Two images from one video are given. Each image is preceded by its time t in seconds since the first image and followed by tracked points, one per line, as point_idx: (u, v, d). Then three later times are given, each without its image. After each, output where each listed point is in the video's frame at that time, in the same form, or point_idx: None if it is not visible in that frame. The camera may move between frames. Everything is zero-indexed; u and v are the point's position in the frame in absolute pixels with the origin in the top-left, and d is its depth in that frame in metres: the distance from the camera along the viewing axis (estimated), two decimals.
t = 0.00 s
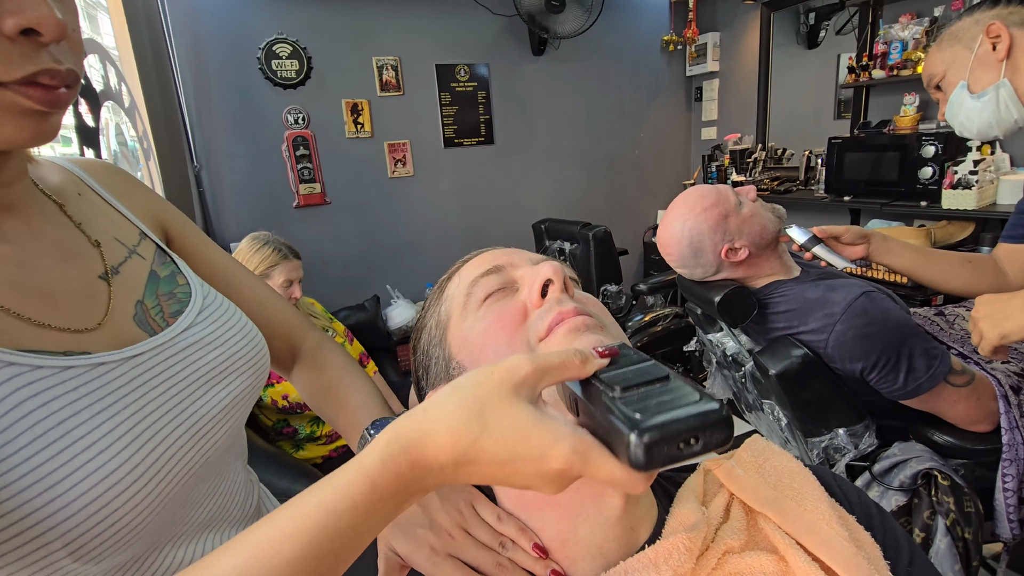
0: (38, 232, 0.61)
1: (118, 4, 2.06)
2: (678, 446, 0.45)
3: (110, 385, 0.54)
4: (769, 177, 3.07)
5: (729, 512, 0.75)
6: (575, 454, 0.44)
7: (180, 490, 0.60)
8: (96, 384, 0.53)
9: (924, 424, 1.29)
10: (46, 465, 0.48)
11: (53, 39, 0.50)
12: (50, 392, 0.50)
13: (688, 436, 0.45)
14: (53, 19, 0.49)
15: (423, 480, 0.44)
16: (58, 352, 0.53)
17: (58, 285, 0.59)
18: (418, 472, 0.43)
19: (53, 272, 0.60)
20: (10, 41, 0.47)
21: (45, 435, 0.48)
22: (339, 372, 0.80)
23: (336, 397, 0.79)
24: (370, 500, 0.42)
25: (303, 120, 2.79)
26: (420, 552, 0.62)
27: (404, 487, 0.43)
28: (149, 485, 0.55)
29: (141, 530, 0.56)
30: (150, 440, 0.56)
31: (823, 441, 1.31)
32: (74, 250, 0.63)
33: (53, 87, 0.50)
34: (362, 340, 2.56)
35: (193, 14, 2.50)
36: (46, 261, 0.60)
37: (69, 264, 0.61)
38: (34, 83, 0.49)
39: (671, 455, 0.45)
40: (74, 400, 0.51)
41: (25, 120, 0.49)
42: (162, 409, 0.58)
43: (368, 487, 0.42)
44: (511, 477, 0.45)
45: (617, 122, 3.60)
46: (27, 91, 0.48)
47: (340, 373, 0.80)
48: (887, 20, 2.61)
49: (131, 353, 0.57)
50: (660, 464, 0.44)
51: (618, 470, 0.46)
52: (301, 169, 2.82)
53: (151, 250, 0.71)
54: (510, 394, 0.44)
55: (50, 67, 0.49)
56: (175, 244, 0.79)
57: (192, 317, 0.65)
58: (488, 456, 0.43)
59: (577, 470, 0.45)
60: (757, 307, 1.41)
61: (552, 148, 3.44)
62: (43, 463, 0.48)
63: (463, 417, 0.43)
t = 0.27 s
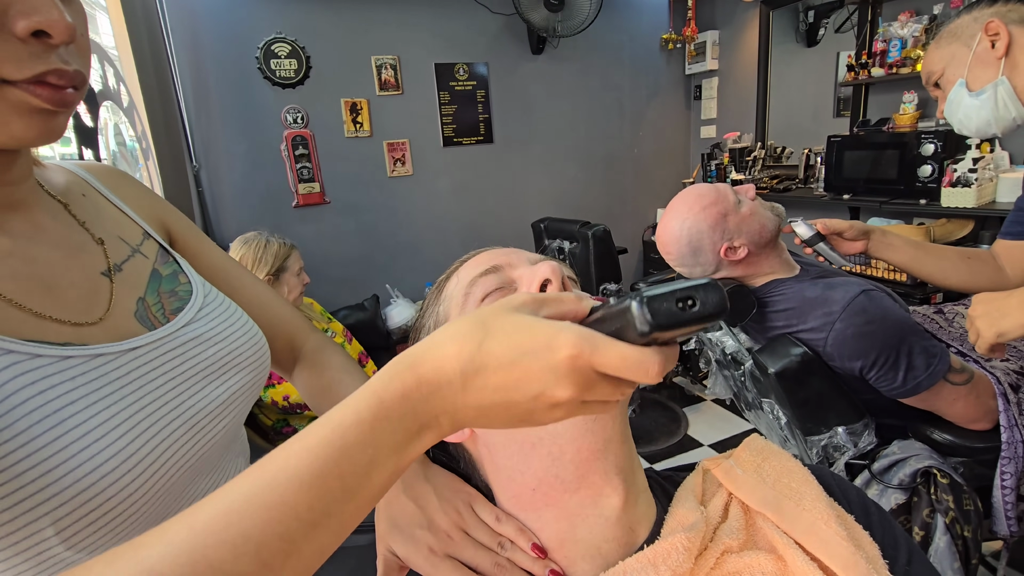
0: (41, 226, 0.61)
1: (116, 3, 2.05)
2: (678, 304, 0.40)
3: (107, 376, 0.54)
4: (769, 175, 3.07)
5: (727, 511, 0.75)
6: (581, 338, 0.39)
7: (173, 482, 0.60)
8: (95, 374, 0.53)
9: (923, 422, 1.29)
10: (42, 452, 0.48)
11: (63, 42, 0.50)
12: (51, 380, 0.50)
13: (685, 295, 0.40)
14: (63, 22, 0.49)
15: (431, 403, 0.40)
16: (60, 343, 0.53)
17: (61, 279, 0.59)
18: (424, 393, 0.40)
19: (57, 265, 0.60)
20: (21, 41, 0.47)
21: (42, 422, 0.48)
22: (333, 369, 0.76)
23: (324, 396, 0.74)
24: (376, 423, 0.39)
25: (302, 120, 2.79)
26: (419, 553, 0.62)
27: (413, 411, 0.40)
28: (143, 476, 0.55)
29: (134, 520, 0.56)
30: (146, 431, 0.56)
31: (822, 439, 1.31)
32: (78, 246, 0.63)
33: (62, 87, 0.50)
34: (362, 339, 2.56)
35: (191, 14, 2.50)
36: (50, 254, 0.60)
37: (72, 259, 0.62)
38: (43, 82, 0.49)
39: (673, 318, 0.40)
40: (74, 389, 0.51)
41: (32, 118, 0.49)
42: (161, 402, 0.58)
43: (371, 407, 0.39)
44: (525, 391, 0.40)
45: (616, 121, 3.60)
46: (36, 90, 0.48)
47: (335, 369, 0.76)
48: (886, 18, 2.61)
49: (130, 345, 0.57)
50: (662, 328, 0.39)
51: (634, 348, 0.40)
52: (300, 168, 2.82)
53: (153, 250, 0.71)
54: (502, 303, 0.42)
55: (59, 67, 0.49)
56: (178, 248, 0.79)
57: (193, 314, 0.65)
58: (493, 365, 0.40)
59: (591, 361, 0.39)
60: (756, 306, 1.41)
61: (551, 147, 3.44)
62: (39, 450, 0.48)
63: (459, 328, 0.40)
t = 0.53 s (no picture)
0: (43, 225, 0.61)
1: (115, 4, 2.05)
2: (598, 260, 0.43)
3: (111, 374, 0.54)
4: (768, 174, 3.07)
5: (725, 511, 0.75)
6: (509, 311, 0.39)
7: (178, 478, 0.60)
8: (99, 373, 0.53)
9: (922, 421, 1.29)
10: (48, 449, 0.48)
11: (60, 43, 0.50)
12: (54, 378, 0.50)
13: (605, 252, 0.43)
14: (59, 24, 0.49)
15: (381, 406, 0.41)
16: (64, 341, 0.53)
17: (64, 277, 0.59)
18: (371, 398, 0.41)
19: (60, 264, 0.60)
20: (18, 43, 0.47)
21: (48, 420, 0.48)
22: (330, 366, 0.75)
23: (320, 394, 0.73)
24: (325, 432, 0.40)
25: (301, 119, 2.78)
26: (417, 554, 0.62)
27: (360, 417, 0.40)
28: (149, 473, 0.55)
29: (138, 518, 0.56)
30: (151, 429, 0.56)
31: (821, 438, 1.31)
32: (80, 244, 0.63)
33: (60, 88, 0.50)
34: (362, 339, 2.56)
35: (190, 14, 2.50)
36: (52, 253, 0.60)
37: (74, 258, 0.62)
38: (42, 84, 0.49)
39: (596, 272, 0.42)
40: (78, 387, 0.51)
41: (33, 120, 0.49)
42: (165, 399, 0.58)
43: (317, 416, 0.40)
44: (468, 378, 0.39)
45: (616, 119, 3.60)
46: (36, 92, 0.48)
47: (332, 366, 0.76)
48: (886, 17, 2.60)
49: (134, 344, 0.57)
50: (588, 281, 0.41)
51: (566, 311, 0.39)
52: (299, 168, 2.82)
53: (156, 249, 0.71)
54: (444, 310, 0.44)
55: (58, 68, 0.49)
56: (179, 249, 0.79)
57: (195, 312, 0.65)
58: (431, 362, 0.40)
59: (524, 331, 0.38)
60: (756, 305, 1.41)
61: (551, 146, 3.44)
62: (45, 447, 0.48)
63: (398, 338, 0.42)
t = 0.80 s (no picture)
0: (40, 223, 0.61)
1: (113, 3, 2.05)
2: (612, 255, 0.43)
3: (105, 372, 0.54)
4: (767, 172, 3.07)
5: (723, 507, 0.75)
6: (526, 300, 0.40)
7: (171, 475, 0.60)
8: (93, 370, 0.53)
9: (921, 418, 1.30)
10: (40, 447, 0.48)
11: (50, 45, 0.50)
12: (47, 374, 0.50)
13: (621, 247, 0.43)
14: (48, 26, 0.49)
15: (402, 389, 0.41)
16: (59, 339, 0.54)
17: (60, 274, 0.59)
18: (392, 381, 0.41)
19: (56, 261, 0.60)
20: (8, 46, 0.47)
21: (40, 418, 0.49)
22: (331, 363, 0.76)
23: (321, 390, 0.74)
24: (349, 412, 0.40)
25: (300, 118, 2.78)
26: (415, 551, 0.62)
27: (383, 398, 0.41)
28: (141, 470, 0.55)
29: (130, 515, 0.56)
30: (144, 426, 0.56)
31: (821, 436, 1.32)
32: (77, 242, 0.64)
33: (50, 90, 0.50)
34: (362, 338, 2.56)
35: (189, 13, 2.50)
36: (49, 252, 0.60)
37: (72, 256, 0.62)
38: (31, 87, 0.49)
39: (609, 265, 0.42)
40: (71, 383, 0.51)
41: (23, 122, 0.49)
42: (159, 395, 0.58)
43: (342, 398, 0.40)
44: (486, 362, 0.40)
45: (615, 118, 3.60)
46: (25, 95, 0.48)
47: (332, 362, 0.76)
48: (885, 15, 2.60)
49: (129, 341, 0.58)
50: (601, 274, 0.42)
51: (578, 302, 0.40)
52: (298, 168, 2.82)
53: (153, 246, 0.71)
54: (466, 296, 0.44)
55: (47, 71, 0.49)
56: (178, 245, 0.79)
57: (192, 309, 0.66)
58: (451, 347, 0.41)
59: (540, 320, 0.39)
60: (754, 303, 1.41)
61: (550, 145, 3.44)
62: (36, 445, 0.48)
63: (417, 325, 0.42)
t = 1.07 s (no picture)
0: (40, 224, 0.62)
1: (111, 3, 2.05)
2: (577, 275, 0.40)
3: (107, 374, 0.54)
4: (767, 171, 3.07)
5: (721, 508, 0.75)
6: (494, 326, 0.37)
7: (173, 476, 0.60)
8: (95, 372, 0.53)
9: (920, 418, 1.30)
10: (43, 450, 0.48)
11: (39, 45, 0.50)
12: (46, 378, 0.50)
13: (584, 266, 0.41)
14: (37, 26, 0.49)
15: (377, 414, 0.39)
16: (61, 340, 0.54)
17: (60, 276, 0.60)
18: (364, 410, 0.39)
19: (56, 262, 0.60)
20: None
21: (43, 421, 0.48)
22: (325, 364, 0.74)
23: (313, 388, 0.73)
24: (321, 441, 0.39)
25: (300, 118, 2.78)
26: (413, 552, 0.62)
27: (355, 427, 0.39)
28: (144, 472, 0.55)
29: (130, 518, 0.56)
30: (147, 428, 0.56)
31: (820, 435, 1.32)
32: (76, 243, 0.64)
33: (41, 91, 0.50)
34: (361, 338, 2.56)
35: (187, 13, 2.49)
36: (49, 252, 0.61)
37: (71, 257, 0.62)
38: (22, 88, 0.49)
39: (578, 285, 0.40)
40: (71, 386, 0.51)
41: (15, 123, 0.49)
42: (160, 397, 0.58)
43: (316, 426, 0.39)
44: (455, 391, 0.38)
45: (615, 117, 3.60)
46: (15, 96, 0.48)
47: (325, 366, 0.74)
48: (885, 13, 2.60)
49: (130, 343, 0.58)
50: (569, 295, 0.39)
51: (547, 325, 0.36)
52: (297, 168, 2.82)
53: (152, 247, 0.71)
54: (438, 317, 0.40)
55: (36, 72, 0.49)
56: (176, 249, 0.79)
57: (192, 310, 0.66)
58: (419, 373, 0.38)
59: (507, 347, 0.36)
60: (754, 303, 1.41)
61: (549, 144, 3.44)
62: (40, 448, 0.48)
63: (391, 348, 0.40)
